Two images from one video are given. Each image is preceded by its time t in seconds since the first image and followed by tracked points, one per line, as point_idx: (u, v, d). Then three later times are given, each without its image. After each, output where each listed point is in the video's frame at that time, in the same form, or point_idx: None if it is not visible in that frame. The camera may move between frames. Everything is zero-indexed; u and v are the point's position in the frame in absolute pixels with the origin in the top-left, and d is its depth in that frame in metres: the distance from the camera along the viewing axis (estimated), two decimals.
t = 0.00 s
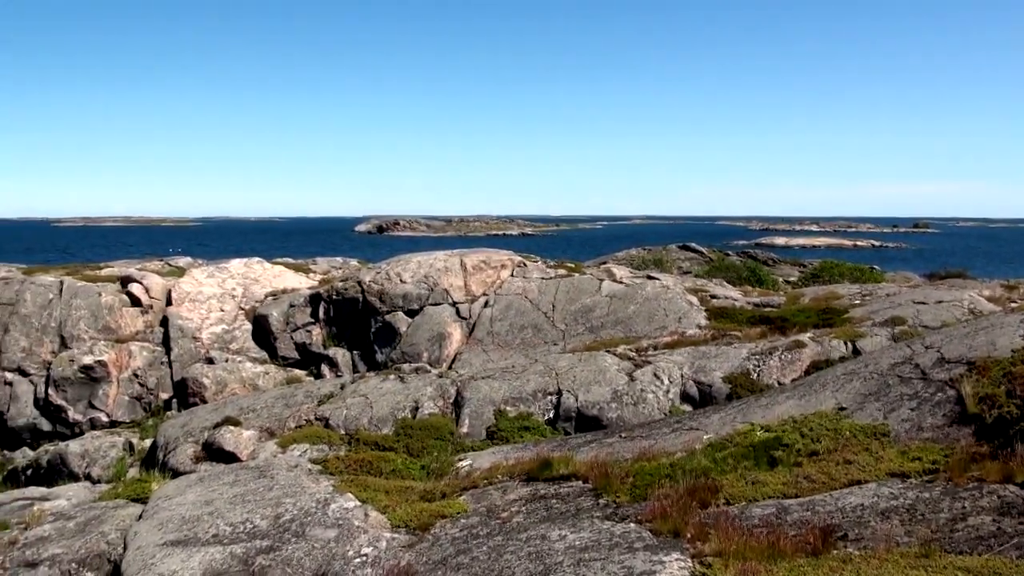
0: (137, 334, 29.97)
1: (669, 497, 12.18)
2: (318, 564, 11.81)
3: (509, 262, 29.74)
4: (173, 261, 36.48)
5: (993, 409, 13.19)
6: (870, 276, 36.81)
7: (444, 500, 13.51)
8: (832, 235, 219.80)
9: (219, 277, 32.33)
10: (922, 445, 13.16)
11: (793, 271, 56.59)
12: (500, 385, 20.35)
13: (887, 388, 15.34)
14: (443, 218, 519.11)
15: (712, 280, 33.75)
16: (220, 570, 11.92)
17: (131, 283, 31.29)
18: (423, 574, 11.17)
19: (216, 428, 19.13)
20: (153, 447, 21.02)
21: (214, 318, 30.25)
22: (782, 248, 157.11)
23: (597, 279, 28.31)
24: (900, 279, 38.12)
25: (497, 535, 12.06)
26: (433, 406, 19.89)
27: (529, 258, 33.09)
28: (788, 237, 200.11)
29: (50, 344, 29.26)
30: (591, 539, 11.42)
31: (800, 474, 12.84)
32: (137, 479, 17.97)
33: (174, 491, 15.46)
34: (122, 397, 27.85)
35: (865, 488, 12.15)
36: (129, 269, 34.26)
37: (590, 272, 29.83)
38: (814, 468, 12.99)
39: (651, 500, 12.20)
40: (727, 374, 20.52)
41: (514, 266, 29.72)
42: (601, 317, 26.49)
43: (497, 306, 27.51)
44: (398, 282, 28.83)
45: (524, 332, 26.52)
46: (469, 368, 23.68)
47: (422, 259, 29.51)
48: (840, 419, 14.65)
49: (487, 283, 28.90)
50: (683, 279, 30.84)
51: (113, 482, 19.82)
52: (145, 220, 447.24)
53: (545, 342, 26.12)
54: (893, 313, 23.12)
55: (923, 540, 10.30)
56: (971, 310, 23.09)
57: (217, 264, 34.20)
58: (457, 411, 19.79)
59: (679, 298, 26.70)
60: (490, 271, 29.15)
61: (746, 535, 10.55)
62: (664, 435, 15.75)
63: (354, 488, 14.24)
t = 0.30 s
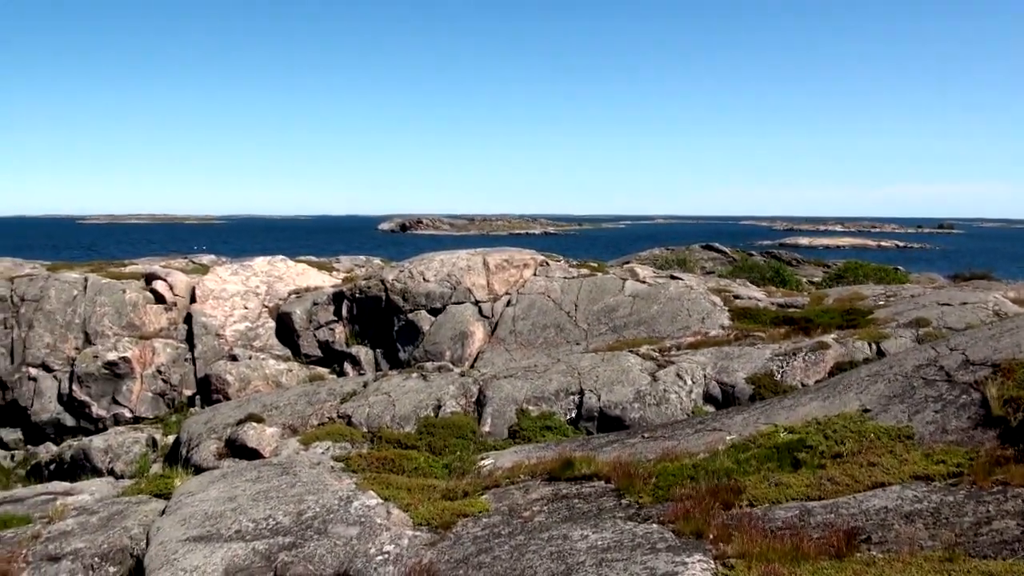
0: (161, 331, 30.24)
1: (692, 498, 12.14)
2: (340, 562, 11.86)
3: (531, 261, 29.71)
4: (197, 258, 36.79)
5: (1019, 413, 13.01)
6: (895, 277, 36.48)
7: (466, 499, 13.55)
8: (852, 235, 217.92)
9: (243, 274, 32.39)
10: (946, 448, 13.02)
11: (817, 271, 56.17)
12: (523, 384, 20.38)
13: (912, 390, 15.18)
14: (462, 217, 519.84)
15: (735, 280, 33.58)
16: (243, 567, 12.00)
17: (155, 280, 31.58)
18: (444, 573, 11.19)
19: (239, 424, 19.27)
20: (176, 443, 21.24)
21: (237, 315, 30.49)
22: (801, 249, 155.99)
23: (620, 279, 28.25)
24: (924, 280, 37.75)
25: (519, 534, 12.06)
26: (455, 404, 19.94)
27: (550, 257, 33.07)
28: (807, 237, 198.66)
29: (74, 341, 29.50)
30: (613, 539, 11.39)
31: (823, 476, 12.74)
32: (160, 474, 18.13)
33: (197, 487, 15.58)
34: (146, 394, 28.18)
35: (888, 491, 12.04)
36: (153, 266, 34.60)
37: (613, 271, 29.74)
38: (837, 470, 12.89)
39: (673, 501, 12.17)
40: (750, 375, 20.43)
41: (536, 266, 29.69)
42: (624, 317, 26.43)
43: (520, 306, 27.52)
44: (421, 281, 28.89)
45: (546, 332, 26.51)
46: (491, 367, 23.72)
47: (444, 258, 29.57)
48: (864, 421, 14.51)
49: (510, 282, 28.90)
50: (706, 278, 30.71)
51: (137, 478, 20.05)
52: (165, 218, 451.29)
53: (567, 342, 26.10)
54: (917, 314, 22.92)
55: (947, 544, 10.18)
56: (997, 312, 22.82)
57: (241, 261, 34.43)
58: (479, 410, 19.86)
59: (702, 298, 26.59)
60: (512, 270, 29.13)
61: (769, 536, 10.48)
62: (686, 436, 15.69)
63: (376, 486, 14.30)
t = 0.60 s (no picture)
0: (184, 328, 30.57)
1: (715, 498, 12.10)
2: (362, 559, 11.94)
3: (554, 260, 29.70)
4: (220, 257, 37.09)
5: None
6: (919, 276, 36.13)
7: (488, 497, 13.59)
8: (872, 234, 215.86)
9: (267, 272, 32.72)
10: (970, 449, 12.88)
11: (840, 271, 55.68)
12: (545, 382, 20.41)
13: (936, 391, 15.05)
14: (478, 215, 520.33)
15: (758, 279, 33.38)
16: (267, 563, 12.08)
17: (179, 278, 31.91)
18: (467, 571, 11.23)
19: (262, 422, 19.42)
20: (200, 440, 21.45)
21: (261, 313, 30.73)
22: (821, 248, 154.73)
23: (643, 278, 28.20)
24: (948, 280, 37.27)
25: (541, 533, 12.08)
26: (477, 403, 20.00)
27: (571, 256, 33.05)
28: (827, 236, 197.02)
29: (98, 338, 29.83)
30: (636, 539, 11.37)
31: (847, 477, 12.66)
32: (184, 471, 18.30)
33: (220, 484, 15.72)
34: (170, 391, 28.51)
35: (912, 492, 11.94)
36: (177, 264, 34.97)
37: (635, 270, 29.65)
38: (861, 471, 12.80)
39: (696, 501, 12.14)
40: (774, 374, 20.33)
41: (559, 264, 29.68)
42: (647, 316, 26.38)
43: (543, 304, 27.55)
44: (444, 279, 28.99)
45: (569, 330, 26.51)
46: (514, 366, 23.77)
47: (467, 256, 29.65)
48: (888, 421, 14.40)
49: (533, 281, 28.91)
50: (729, 278, 30.58)
51: (160, 473, 20.27)
52: (184, 216, 455.11)
53: (590, 340, 26.07)
54: (942, 314, 22.70)
55: (971, 546, 10.07)
56: None
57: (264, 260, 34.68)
58: (502, 408, 19.92)
59: (725, 297, 26.47)
60: (535, 268, 29.13)
61: (792, 537, 10.42)
62: (709, 435, 15.64)
63: (399, 483, 14.38)
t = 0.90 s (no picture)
0: (207, 327, 30.87)
1: (738, 497, 12.08)
2: (385, 557, 12.01)
3: (576, 258, 29.65)
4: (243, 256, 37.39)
5: None
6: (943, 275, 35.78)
7: (510, 496, 13.64)
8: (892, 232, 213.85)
9: (289, 271, 32.94)
10: (995, 450, 12.76)
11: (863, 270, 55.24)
12: (567, 381, 20.42)
13: (961, 391, 14.92)
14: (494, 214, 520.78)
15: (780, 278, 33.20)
16: (289, 560, 12.17)
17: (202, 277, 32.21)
18: (489, 569, 11.27)
19: (285, 420, 19.57)
20: (223, 438, 21.67)
21: (283, 312, 30.97)
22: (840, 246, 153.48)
23: (665, 277, 28.14)
24: (973, 279, 36.83)
25: (564, 532, 12.10)
26: (499, 402, 20.04)
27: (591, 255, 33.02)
28: (845, 235, 195.41)
29: (122, 336, 30.14)
30: (658, 538, 11.37)
31: (871, 477, 12.58)
32: (207, 468, 18.47)
33: (243, 481, 15.86)
34: (193, 389, 28.89)
35: (936, 492, 11.85)
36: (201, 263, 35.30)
37: (657, 269, 29.56)
38: (885, 471, 12.71)
39: (719, 500, 12.12)
40: (797, 374, 20.26)
41: (581, 263, 29.64)
42: (669, 315, 26.32)
43: (564, 303, 27.57)
44: (465, 278, 29.06)
45: (591, 329, 26.51)
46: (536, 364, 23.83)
47: (488, 255, 29.70)
48: (912, 421, 14.29)
49: (555, 280, 28.89)
50: (751, 276, 30.43)
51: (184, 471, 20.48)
52: (202, 216, 458.46)
53: (612, 340, 26.06)
54: (967, 313, 22.48)
55: (995, 547, 9.98)
56: None
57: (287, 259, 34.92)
58: (524, 407, 19.98)
59: (748, 296, 26.35)
60: (557, 267, 29.11)
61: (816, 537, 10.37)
62: (732, 435, 15.60)
63: (421, 482, 14.45)
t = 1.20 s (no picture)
0: (229, 326, 31.14)
1: (760, 497, 12.05)
2: (407, 554, 12.10)
3: (597, 257, 29.60)
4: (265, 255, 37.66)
5: None
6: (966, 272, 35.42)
7: (532, 494, 13.69)
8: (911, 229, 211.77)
9: (311, 270, 33.13)
10: (1018, 449, 12.64)
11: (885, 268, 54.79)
12: (589, 379, 20.44)
13: (985, 390, 14.78)
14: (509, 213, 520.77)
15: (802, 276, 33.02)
16: (312, 557, 12.27)
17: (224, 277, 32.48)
18: (510, 567, 11.32)
19: (307, 418, 19.73)
20: (246, 435, 21.88)
21: (305, 311, 31.19)
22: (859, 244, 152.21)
23: (686, 275, 28.07)
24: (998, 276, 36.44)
25: (585, 530, 12.13)
26: (520, 400, 20.09)
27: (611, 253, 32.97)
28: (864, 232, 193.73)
29: (144, 335, 30.52)
30: (680, 537, 11.37)
31: (894, 477, 12.51)
32: (230, 466, 18.67)
33: (266, 479, 16.01)
34: (215, 387, 29.17)
35: (960, 492, 11.77)
36: (223, 262, 35.60)
37: (679, 267, 29.46)
38: (908, 471, 12.63)
39: (741, 499, 12.10)
40: (818, 373, 20.25)
41: (602, 261, 29.60)
42: (690, 313, 26.25)
43: (585, 302, 27.58)
44: (486, 277, 29.16)
45: (612, 328, 26.52)
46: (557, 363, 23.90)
47: (508, 254, 29.74)
48: (935, 421, 14.18)
49: (576, 279, 28.86)
50: (772, 274, 30.26)
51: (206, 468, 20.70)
52: (220, 215, 461.76)
53: (633, 338, 26.03)
54: (991, 311, 22.26)
55: (1019, 548, 9.90)
56: None
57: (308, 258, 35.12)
58: (545, 405, 20.04)
59: (769, 294, 26.22)
60: (577, 266, 29.08)
61: (839, 537, 10.33)
62: (755, 433, 15.57)
63: (443, 480, 14.53)
